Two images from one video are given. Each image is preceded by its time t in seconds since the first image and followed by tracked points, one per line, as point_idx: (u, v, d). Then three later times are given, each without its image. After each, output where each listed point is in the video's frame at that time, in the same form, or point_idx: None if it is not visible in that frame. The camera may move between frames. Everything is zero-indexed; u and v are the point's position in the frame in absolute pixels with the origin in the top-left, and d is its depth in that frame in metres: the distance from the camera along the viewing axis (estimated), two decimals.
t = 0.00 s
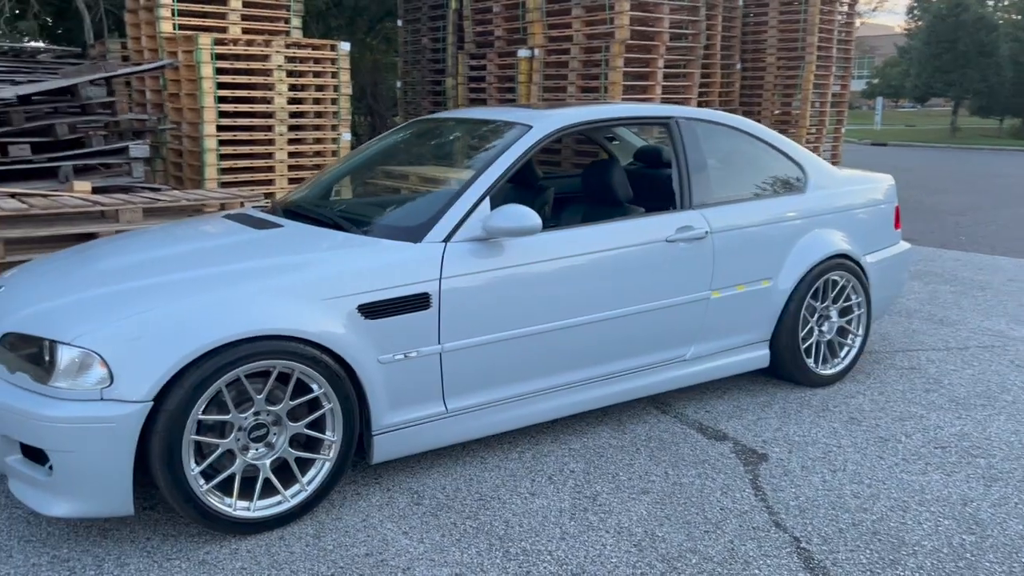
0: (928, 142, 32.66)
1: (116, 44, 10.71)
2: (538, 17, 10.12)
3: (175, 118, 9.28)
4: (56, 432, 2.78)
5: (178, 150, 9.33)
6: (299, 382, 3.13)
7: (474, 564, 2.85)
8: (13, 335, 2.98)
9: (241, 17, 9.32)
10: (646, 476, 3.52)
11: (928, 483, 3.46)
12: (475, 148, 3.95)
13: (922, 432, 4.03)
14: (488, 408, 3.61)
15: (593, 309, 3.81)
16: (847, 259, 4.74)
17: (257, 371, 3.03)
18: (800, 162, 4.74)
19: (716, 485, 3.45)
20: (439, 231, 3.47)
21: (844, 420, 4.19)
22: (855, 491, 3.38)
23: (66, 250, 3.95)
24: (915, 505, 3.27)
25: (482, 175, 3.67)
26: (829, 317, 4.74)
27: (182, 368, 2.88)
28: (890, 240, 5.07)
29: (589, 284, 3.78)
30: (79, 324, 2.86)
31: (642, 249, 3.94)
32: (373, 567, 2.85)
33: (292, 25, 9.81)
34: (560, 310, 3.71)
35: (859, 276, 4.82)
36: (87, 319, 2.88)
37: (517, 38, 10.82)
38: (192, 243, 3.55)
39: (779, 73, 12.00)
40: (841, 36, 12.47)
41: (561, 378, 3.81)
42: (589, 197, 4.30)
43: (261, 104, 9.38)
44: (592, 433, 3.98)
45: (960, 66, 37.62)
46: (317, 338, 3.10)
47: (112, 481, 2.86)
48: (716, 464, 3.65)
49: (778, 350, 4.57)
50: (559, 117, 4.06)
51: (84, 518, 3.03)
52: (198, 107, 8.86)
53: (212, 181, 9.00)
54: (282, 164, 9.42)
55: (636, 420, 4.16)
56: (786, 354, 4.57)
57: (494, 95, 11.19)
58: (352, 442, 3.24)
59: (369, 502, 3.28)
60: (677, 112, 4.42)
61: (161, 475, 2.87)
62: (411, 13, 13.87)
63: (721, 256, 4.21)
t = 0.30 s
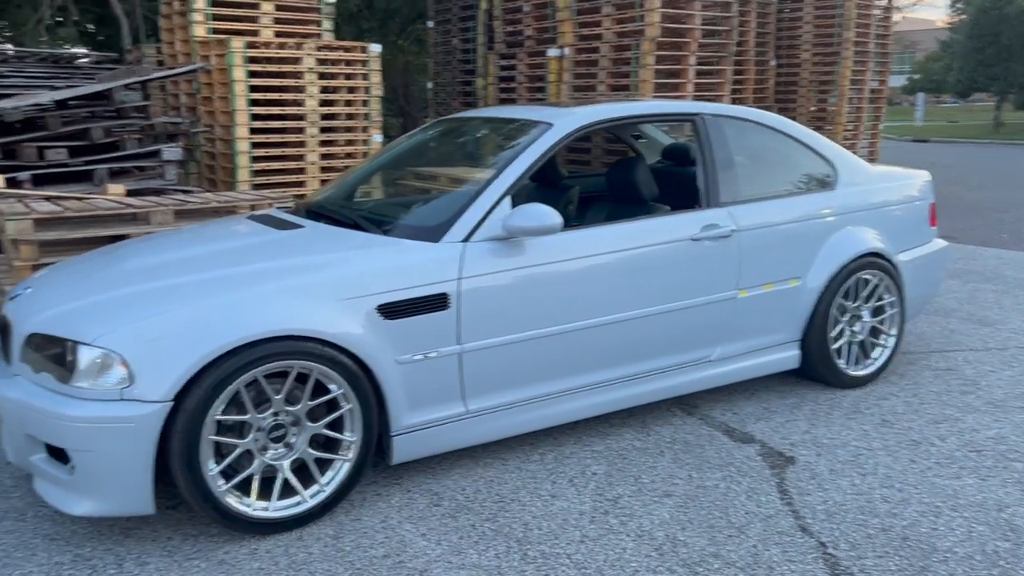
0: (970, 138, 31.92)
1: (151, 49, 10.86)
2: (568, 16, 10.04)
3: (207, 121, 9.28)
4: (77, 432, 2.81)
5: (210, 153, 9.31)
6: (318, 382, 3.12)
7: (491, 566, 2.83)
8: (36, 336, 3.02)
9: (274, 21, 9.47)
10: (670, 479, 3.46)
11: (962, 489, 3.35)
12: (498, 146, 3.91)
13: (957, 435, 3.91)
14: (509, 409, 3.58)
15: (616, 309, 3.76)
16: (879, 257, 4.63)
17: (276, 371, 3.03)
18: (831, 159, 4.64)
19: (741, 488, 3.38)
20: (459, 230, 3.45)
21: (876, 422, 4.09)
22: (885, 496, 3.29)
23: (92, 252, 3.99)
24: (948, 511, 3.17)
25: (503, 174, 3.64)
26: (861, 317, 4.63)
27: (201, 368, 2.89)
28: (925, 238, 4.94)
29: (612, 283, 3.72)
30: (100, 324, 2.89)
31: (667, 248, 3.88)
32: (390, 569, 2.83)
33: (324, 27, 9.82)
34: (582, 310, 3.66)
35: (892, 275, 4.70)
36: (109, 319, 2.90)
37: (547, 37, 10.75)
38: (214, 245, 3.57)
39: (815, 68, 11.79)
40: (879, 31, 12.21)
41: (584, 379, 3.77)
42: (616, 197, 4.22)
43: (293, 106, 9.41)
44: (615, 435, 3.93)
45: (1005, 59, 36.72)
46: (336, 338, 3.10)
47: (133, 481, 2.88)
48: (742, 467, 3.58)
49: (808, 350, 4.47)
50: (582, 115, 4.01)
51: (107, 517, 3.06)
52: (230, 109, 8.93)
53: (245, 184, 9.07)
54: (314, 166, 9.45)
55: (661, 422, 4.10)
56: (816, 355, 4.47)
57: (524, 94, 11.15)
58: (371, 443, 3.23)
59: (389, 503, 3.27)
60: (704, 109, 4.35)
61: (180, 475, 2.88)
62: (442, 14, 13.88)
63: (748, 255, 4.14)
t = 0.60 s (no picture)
0: (1005, 134, 31.32)
1: (181, 52, 11.00)
2: (593, 14, 9.99)
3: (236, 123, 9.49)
4: (104, 426, 2.86)
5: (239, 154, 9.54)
6: (340, 377, 3.15)
7: (511, 561, 2.83)
8: (65, 332, 3.07)
9: (300, 22, 9.45)
10: (692, 475, 3.44)
11: (991, 486, 3.30)
12: (519, 143, 3.91)
13: (986, 432, 3.85)
14: (531, 405, 3.58)
15: (638, 305, 3.75)
16: (906, 252, 4.57)
17: (298, 366, 3.06)
18: (858, 153, 4.58)
19: (764, 485, 3.36)
20: (479, 227, 3.46)
21: (903, 419, 4.04)
22: (911, 493, 3.25)
23: (119, 250, 4.05)
24: (976, 509, 3.12)
25: (524, 170, 3.64)
26: (888, 313, 4.58)
27: (224, 363, 2.92)
28: (955, 233, 4.87)
29: (633, 279, 3.71)
30: (126, 320, 2.93)
31: (689, 243, 3.86)
32: (410, 562, 2.85)
33: (350, 28, 9.86)
34: (603, 306, 3.66)
35: (920, 270, 4.64)
36: (135, 315, 2.94)
37: (573, 36, 10.71)
38: (238, 242, 3.61)
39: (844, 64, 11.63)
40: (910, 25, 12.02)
41: (606, 374, 3.76)
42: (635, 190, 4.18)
43: (319, 108, 9.46)
44: (637, 431, 3.91)
45: None
46: (358, 334, 3.12)
47: (158, 474, 2.92)
48: (766, 464, 3.55)
49: (833, 347, 4.43)
50: (603, 110, 4.00)
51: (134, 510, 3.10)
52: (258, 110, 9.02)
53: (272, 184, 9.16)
54: (340, 167, 9.49)
55: (685, 419, 4.08)
56: (842, 351, 4.43)
57: (550, 93, 11.12)
58: (393, 438, 3.25)
59: (411, 498, 3.29)
60: (727, 104, 4.32)
61: (204, 469, 2.92)
62: (467, 14, 13.89)
63: (772, 250, 4.10)
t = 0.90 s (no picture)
0: None
1: (206, 54, 11.16)
2: (613, 12, 10.01)
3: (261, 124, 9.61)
4: (137, 418, 2.97)
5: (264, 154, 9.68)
6: (365, 370, 3.24)
7: (531, 548, 2.91)
8: (99, 328, 3.19)
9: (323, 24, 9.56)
10: (709, 467, 3.50)
11: (1007, 479, 3.32)
12: (539, 142, 3.98)
13: (1003, 425, 3.87)
14: (550, 398, 3.65)
15: (656, 300, 3.81)
16: (924, 247, 4.59)
17: (324, 360, 3.15)
18: (876, 149, 4.61)
19: (781, 477, 3.41)
20: (499, 224, 3.54)
21: (920, 412, 4.07)
22: (927, 485, 3.28)
23: (150, 249, 4.17)
24: (991, 500, 3.15)
25: (542, 169, 3.72)
26: (906, 308, 4.60)
27: (253, 357, 3.02)
28: (974, 228, 4.88)
29: (651, 274, 3.77)
30: (159, 317, 3.04)
31: (706, 239, 3.91)
32: (433, 550, 2.93)
33: (372, 29, 9.96)
34: (621, 301, 3.72)
35: (939, 265, 4.66)
36: (167, 311, 3.05)
37: (593, 35, 10.74)
38: (264, 241, 3.71)
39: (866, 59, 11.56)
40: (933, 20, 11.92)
41: (624, 368, 3.82)
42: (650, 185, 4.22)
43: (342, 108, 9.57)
44: (656, 424, 3.97)
45: None
46: (381, 329, 3.21)
47: (189, 464, 3.02)
48: (782, 456, 3.60)
49: (851, 341, 4.47)
50: (621, 109, 4.06)
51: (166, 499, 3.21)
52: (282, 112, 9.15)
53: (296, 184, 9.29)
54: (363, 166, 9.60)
55: (703, 412, 4.13)
56: (859, 346, 4.46)
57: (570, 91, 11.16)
58: (415, 430, 3.34)
59: (434, 488, 3.37)
60: (744, 101, 4.37)
61: (234, 459, 3.02)
62: (487, 14, 13.96)
63: (788, 246, 4.14)
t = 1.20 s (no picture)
0: None
1: (227, 55, 11.35)
2: (627, 10, 10.11)
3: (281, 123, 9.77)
4: (173, 403, 3.12)
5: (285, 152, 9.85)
6: (388, 358, 3.38)
7: (548, 527, 3.04)
8: (136, 319, 3.35)
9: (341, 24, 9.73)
10: (720, 452, 3.62)
11: (1011, 463, 3.42)
12: (555, 138, 4.11)
13: (1009, 412, 3.97)
14: (566, 385, 3.79)
15: (668, 291, 3.93)
16: (933, 239, 4.68)
17: (349, 348, 3.30)
18: (886, 143, 4.70)
19: (790, 461, 3.52)
20: (516, 218, 3.67)
21: (928, 400, 4.17)
22: (932, 468, 3.39)
23: (181, 244, 4.33)
24: (995, 483, 3.25)
25: (556, 166, 3.85)
26: (915, 299, 4.70)
27: (283, 345, 3.18)
28: (983, 221, 4.96)
29: (663, 266, 3.89)
30: (193, 308, 3.19)
31: (716, 231, 4.03)
32: (455, 528, 3.07)
33: (390, 29, 10.11)
34: (634, 292, 3.84)
35: (948, 257, 4.75)
36: (200, 303, 3.21)
37: (608, 32, 10.83)
38: (291, 236, 3.86)
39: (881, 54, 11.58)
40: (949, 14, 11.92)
41: (638, 357, 3.95)
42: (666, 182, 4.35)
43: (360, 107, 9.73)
44: (669, 412, 4.10)
45: None
46: (404, 318, 3.35)
47: (222, 447, 3.18)
48: (792, 441, 3.71)
49: (861, 331, 4.57)
50: (634, 106, 4.18)
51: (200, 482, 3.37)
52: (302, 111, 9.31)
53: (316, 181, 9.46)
54: (381, 164, 9.75)
55: (715, 400, 4.25)
56: (869, 336, 4.56)
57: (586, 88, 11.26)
58: (437, 415, 3.48)
59: (455, 472, 3.52)
60: (755, 98, 4.47)
61: (265, 442, 3.18)
62: (503, 12, 14.08)
63: (798, 238, 4.25)
